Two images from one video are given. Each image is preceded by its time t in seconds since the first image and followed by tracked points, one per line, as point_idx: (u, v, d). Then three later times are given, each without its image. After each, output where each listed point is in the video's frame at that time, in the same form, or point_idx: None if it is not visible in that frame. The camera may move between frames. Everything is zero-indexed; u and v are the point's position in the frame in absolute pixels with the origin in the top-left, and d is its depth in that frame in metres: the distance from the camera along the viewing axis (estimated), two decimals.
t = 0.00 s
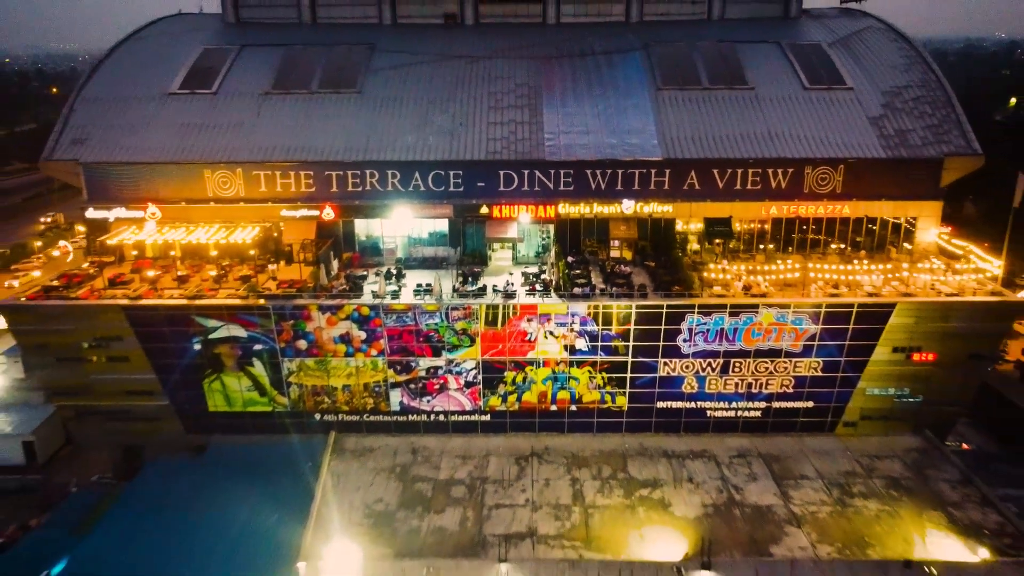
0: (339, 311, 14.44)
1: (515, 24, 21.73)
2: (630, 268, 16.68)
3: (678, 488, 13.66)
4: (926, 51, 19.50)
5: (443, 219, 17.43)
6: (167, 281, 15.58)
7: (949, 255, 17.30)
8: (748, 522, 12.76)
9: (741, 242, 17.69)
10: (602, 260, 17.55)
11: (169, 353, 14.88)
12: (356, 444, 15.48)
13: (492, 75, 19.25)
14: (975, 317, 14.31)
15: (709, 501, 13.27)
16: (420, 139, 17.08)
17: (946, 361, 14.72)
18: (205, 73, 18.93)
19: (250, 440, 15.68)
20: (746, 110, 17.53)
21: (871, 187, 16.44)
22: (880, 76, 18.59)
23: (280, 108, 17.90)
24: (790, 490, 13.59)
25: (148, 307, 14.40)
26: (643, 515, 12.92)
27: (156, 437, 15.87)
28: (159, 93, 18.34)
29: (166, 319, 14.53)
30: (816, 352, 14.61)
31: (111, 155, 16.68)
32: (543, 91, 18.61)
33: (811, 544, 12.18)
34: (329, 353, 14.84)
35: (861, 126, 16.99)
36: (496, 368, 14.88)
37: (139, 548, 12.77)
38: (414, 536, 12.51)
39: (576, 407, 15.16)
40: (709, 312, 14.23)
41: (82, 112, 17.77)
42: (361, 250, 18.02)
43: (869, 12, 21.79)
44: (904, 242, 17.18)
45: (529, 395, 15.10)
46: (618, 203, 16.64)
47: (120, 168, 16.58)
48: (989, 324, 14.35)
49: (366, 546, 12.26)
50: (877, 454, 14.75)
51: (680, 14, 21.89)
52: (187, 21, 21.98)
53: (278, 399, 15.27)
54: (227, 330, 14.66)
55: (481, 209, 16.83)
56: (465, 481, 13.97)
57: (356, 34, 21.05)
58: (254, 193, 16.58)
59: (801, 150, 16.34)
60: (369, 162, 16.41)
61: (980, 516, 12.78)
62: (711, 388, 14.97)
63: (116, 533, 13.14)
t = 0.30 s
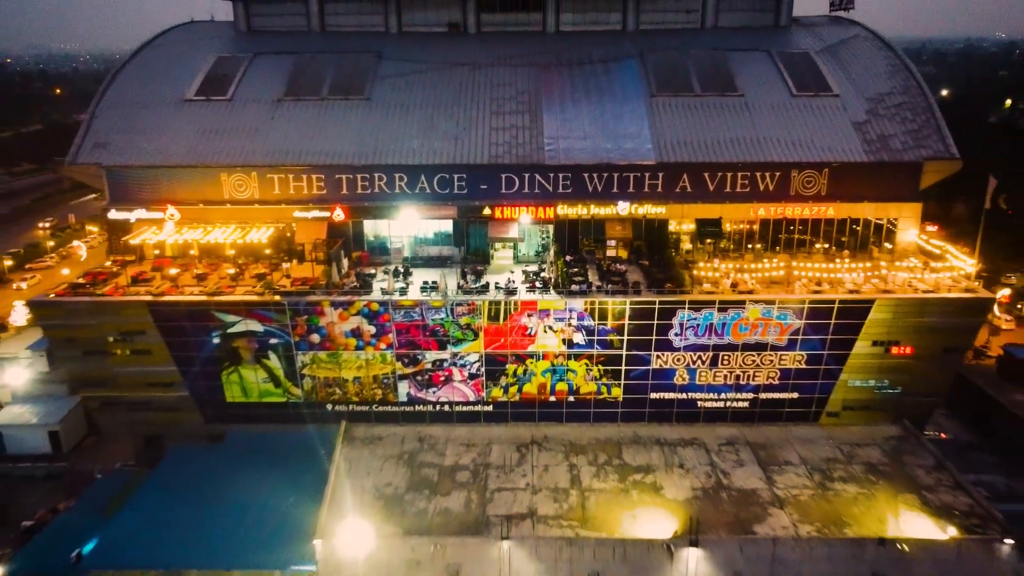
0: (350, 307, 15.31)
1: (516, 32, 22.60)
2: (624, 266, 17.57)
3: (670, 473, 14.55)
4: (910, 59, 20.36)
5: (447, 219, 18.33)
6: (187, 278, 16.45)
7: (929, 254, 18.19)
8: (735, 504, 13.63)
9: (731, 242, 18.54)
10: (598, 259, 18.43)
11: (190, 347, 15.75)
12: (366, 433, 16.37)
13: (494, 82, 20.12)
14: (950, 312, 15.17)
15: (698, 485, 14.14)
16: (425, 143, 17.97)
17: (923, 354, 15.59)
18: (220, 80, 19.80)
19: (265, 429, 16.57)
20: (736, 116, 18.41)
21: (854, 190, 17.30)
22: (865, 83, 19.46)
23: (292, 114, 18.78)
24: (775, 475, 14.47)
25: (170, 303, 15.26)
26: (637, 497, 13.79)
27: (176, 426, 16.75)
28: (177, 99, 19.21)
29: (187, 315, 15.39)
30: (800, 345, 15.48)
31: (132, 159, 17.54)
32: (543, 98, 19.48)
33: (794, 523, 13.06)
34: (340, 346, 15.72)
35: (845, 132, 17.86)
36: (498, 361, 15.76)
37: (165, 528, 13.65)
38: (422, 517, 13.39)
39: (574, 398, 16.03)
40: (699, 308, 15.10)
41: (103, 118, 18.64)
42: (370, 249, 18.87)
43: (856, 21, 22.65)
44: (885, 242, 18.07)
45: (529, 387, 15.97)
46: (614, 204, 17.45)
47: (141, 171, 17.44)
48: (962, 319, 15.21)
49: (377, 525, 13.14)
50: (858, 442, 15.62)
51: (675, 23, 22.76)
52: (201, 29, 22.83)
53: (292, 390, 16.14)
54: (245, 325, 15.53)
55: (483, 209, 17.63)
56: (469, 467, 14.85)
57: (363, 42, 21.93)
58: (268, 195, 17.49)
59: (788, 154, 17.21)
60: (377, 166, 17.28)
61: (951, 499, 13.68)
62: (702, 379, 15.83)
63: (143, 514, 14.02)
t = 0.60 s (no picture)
0: (360, 305, 16.24)
1: (517, 42, 23.54)
2: (619, 266, 18.52)
3: (661, 460, 15.48)
4: (893, 68, 21.29)
5: (450, 221, 19.29)
6: (205, 278, 17.38)
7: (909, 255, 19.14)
8: (721, 488, 14.55)
9: (720, 244, 19.49)
10: (595, 259, 19.38)
11: (208, 342, 16.67)
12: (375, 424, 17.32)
13: (496, 90, 21.05)
14: (925, 309, 16.10)
15: (687, 471, 15.06)
16: (430, 149, 18.90)
17: (900, 349, 16.53)
18: (234, 88, 20.75)
19: (279, 420, 17.50)
20: (726, 123, 19.34)
21: (837, 194, 18.17)
22: (850, 92, 20.40)
23: (303, 121, 19.72)
24: (759, 462, 15.40)
25: (190, 301, 16.18)
26: (629, 483, 14.72)
27: (195, 417, 17.69)
28: (193, 107, 20.15)
29: (206, 312, 16.32)
30: (784, 341, 16.41)
31: (151, 164, 18.46)
32: (542, 105, 20.41)
33: (775, 506, 14.00)
34: (350, 341, 16.65)
35: (829, 139, 18.79)
36: (499, 355, 16.68)
37: (187, 511, 14.57)
38: (429, 500, 14.31)
39: (571, 390, 16.95)
40: (689, 305, 16.03)
41: (123, 124, 19.56)
42: (378, 250, 19.84)
43: (843, 30, 23.59)
44: (867, 243, 19.05)
45: (529, 380, 16.90)
46: (609, 207, 18.45)
47: (160, 175, 18.35)
48: (937, 316, 16.14)
49: (387, 507, 14.06)
50: (839, 432, 16.55)
51: (669, 33, 23.71)
52: (213, 39, 23.77)
53: (304, 383, 17.06)
54: (260, 321, 16.46)
55: (485, 212, 18.64)
56: (472, 455, 15.79)
57: (369, 51, 22.88)
58: (281, 198, 18.39)
59: (775, 160, 18.12)
60: (385, 171, 18.20)
61: (924, 484, 14.61)
62: (692, 373, 16.75)
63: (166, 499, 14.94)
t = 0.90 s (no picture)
0: (369, 303, 17.20)
1: (517, 51, 24.55)
2: (614, 266, 19.51)
3: (652, 449, 16.49)
4: (877, 78, 22.25)
5: (454, 224, 20.29)
6: (222, 277, 18.35)
7: (890, 257, 20.12)
8: (709, 475, 15.54)
9: (711, 245, 20.43)
10: (591, 260, 20.38)
11: (226, 338, 17.65)
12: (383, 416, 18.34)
13: (497, 98, 22.04)
14: (902, 308, 17.05)
15: (677, 459, 16.07)
16: (435, 155, 19.88)
17: (878, 346, 17.51)
18: (247, 97, 21.75)
19: (292, 413, 18.50)
20: (716, 131, 20.32)
21: (821, 198, 19.18)
22: (834, 101, 21.39)
23: (314, 129, 20.71)
24: (745, 451, 16.40)
25: (209, 299, 17.14)
26: (623, 470, 15.71)
27: (212, 410, 18.68)
28: (208, 115, 21.14)
29: (224, 309, 17.28)
30: (769, 337, 17.40)
31: (170, 170, 19.43)
32: (542, 113, 21.39)
33: (758, 491, 14.99)
34: (360, 338, 17.64)
35: (814, 146, 19.76)
36: (501, 351, 17.67)
37: (208, 496, 15.57)
38: (434, 485, 15.28)
39: (568, 384, 17.93)
40: (680, 303, 17.00)
41: (142, 131, 20.54)
42: (385, 251, 20.85)
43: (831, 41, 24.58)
44: (850, 245, 20.04)
45: (528, 374, 17.89)
46: (604, 211, 19.53)
47: (179, 180, 19.35)
48: (913, 315, 17.09)
49: (396, 491, 15.04)
50: (820, 424, 17.57)
51: (663, 43, 24.72)
52: (226, 48, 24.77)
53: (316, 377, 18.05)
54: (275, 318, 17.43)
55: (487, 215, 19.77)
56: (475, 444, 16.79)
57: (376, 60, 23.88)
58: (294, 202, 19.35)
59: (762, 166, 19.10)
60: (392, 177, 19.18)
61: (898, 472, 15.61)
62: (682, 368, 17.74)
63: (188, 485, 15.95)
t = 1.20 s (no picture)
0: (378, 303, 18.22)
1: (517, 61, 25.61)
2: (610, 268, 20.54)
3: (645, 441, 17.55)
4: (861, 89, 23.29)
5: (457, 228, 21.34)
6: (238, 278, 19.37)
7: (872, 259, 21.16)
8: (698, 464, 16.58)
9: (702, 248, 21.47)
10: (587, 262, 21.41)
11: (243, 336, 18.68)
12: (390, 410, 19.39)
13: (498, 108, 23.09)
14: (881, 308, 18.06)
15: (668, 450, 17.12)
16: (439, 163, 20.92)
17: (859, 343, 18.54)
18: (260, 106, 22.79)
19: (305, 407, 19.56)
20: (707, 139, 21.35)
21: (806, 204, 20.23)
22: (820, 111, 22.44)
23: (324, 137, 21.76)
24: (732, 443, 17.45)
25: (227, 299, 18.15)
26: (617, 459, 16.77)
27: (228, 404, 19.73)
28: (223, 123, 22.15)
29: (241, 308, 18.30)
30: (755, 335, 18.44)
31: (188, 176, 20.45)
32: (541, 122, 22.42)
33: (743, 479, 16.03)
34: (369, 336, 18.66)
35: (799, 154, 20.80)
36: (502, 348, 18.70)
37: (227, 484, 16.62)
38: (440, 473, 16.31)
39: (566, 379, 18.95)
40: (671, 303, 18.01)
41: (160, 139, 21.55)
42: (392, 253, 21.90)
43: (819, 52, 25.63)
44: (833, 248, 21.12)
45: (528, 370, 18.92)
46: (599, 215, 20.60)
47: (196, 186, 20.37)
48: (892, 314, 18.08)
49: (404, 479, 16.08)
50: (802, 418, 18.83)
51: (658, 54, 25.79)
52: (238, 58, 25.80)
53: (328, 373, 19.07)
54: (289, 317, 18.45)
55: (489, 219, 20.85)
56: (478, 436, 17.87)
57: (382, 70, 24.94)
58: (305, 207, 20.41)
59: (750, 173, 20.13)
60: (399, 183, 20.22)
61: (875, 461, 16.64)
62: (674, 364, 18.77)
63: (209, 474, 16.99)
